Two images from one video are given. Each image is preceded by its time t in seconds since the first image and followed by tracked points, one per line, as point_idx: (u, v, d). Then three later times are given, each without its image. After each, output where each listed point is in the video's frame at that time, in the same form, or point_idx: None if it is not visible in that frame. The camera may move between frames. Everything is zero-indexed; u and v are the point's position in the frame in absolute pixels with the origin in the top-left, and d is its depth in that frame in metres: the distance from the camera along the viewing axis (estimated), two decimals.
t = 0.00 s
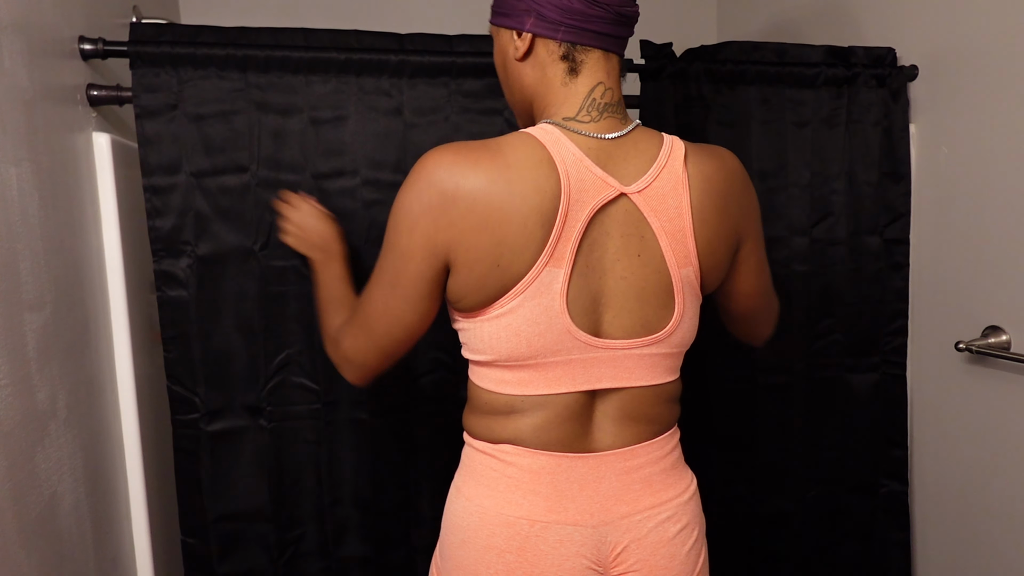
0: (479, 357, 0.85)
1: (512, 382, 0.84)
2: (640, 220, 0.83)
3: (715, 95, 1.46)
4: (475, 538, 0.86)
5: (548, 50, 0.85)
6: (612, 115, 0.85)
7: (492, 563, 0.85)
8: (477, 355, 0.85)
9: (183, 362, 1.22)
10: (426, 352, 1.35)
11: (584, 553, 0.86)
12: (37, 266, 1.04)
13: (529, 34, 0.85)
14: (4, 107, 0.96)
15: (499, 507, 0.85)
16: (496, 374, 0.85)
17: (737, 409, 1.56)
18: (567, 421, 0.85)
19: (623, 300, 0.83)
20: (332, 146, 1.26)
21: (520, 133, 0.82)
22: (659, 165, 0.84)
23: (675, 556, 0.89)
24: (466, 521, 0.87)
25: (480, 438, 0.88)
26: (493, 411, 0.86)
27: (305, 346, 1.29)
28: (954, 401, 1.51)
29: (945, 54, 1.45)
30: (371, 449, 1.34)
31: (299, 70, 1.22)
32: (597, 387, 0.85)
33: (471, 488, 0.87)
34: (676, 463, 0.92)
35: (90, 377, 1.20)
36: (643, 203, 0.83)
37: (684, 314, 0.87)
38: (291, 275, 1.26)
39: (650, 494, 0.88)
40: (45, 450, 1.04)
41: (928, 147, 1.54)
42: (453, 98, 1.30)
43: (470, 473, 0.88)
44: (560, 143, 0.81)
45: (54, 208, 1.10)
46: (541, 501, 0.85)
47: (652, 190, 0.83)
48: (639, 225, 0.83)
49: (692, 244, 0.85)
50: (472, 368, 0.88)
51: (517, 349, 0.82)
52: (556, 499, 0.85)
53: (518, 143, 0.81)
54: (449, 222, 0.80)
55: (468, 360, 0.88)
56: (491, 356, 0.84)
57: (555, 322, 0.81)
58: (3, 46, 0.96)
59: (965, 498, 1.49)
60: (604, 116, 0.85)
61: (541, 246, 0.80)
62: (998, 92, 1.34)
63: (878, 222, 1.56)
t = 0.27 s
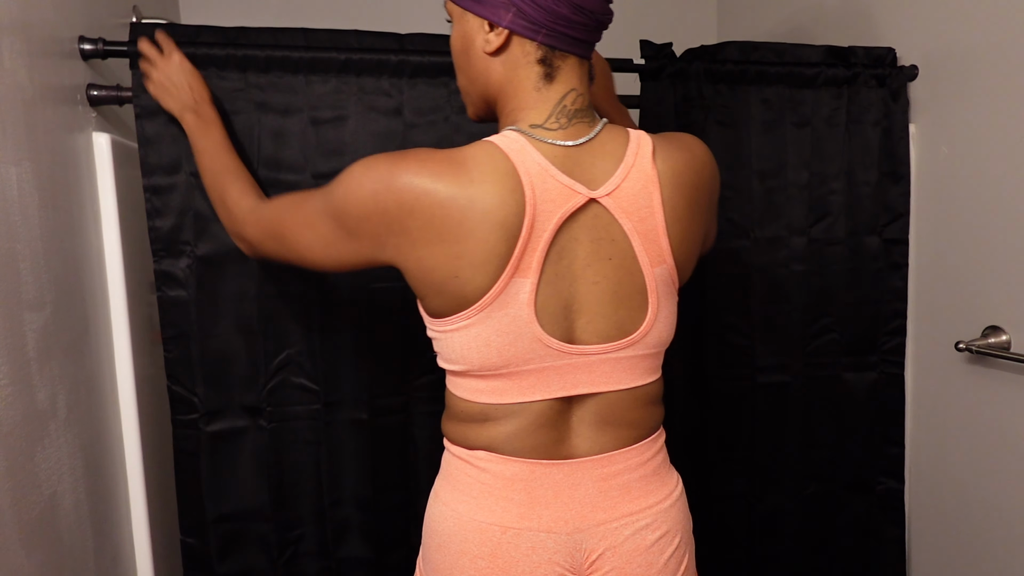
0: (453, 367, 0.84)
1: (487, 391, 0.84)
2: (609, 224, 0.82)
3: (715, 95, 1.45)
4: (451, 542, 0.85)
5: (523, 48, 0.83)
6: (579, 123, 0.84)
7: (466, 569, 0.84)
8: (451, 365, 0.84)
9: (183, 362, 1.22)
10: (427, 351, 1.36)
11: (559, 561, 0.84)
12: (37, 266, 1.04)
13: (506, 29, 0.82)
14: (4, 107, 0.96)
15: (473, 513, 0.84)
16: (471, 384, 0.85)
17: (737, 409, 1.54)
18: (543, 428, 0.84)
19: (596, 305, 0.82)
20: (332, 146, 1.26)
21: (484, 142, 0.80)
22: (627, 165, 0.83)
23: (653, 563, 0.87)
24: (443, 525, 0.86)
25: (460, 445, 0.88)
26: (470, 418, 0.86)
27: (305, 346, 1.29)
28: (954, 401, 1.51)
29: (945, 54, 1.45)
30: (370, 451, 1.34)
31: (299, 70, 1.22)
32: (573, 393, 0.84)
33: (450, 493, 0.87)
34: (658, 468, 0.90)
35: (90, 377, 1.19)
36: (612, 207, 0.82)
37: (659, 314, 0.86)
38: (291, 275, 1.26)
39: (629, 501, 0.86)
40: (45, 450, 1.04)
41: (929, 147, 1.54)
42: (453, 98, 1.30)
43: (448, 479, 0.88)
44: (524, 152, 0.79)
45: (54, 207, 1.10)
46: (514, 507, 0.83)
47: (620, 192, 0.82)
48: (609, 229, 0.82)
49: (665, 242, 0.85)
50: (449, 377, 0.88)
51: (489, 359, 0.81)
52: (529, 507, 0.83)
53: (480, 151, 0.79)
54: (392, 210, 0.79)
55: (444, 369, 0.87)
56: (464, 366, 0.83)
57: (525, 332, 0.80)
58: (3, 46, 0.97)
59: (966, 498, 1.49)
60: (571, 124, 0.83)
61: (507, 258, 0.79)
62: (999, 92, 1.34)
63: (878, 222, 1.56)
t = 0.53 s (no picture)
0: (422, 370, 0.86)
1: (457, 392, 0.85)
2: (562, 218, 0.83)
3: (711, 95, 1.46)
4: (428, 547, 0.86)
5: (471, 51, 0.84)
6: (527, 123, 0.85)
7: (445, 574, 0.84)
8: (420, 369, 0.86)
9: (179, 360, 1.23)
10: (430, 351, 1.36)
11: (538, 564, 0.84)
12: (36, 267, 1.04)
13: (454, 32, 0.83)
14: (3, 108, 0.97)
15: (450, 516, 0.84)
16: (442, 387, 0.86)
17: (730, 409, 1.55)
18: (517, 428, 0.85)
19: (557, 299, 0.83)
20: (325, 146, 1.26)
21: (433, 145, 0.82)
22: (575, 156, 0.84)
23: (637, 567, 0.86)
24: (421, 530, 0.87)
25: (439, 449, 0.89)
26: (443, 421, 0.88)
27: (302, 344, 1.29)
28: (954, 401, 1.52)
29: (945, 54, 1.46)
30: (368, 450, 1.34)
31: (291, 69, 1.23)
32: (544, 389, 0.84)
33: (428, 498, 0.88)
34: (643, 469, 0.90)
35: (89, 376, 1.20)
36: (564, 201, 0.83)
37: (624, 302, 0.87)
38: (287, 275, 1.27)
39: (611, 502, 0.86)
40: (45, 449, 1.05)
41: (928, 148, 1.54)
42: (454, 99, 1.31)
43: (428, 484, 0.88)
44: (471, 152, 0.80)
45: (53, 208, 1.11)
46: (490, 510, 0.83)
47: (570, 184, 0.83)
48: (563, 223, 0.83)
49: (622, 230, 0.86)
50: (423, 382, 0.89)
51: (453, 359, 0.83)
52: (505, 508, 0.84)
53: (428, 153, 0.81)
54: (341, 202, 0.80)
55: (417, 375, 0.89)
56: (431, 368, 0.85)
57: (484, 330, 0.81)
58: (3, 47, 0.97)
59: (966, 498, 1.50)
60: (518, 125, 0.85)
61: (458, 257, 0.80)
62: (999, 93, 1.34)
63: (876, 222, 1.56)
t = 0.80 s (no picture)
0: (403, 375, 0.86)
1: (440, 394, 0.84)
2: (539, 216, 0.83)
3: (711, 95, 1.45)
4: (411, 552, 0.85)
5: (441, 51, 0.84)
6: (501, 123, 0.84)
7: None
8: (400, 373, 0.85)
9: (149, 358, 1.22)
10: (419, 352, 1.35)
11: (522, 567, 0.83)
12: (37, 266, 1.03)
13: (424, 32, 0.83)
14: (3, 107, 0.96)
15: (433, 520, 0.83)
16: (424, 389, 0.85)
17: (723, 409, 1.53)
18: (500, 428, 0.84)
19: (537, 298, 0.82)
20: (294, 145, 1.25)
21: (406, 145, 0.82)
22: (550, 154, 0.83)
23: (623, 569, 0.85)
24: (404, 534, 0.86)
25: (422, 451, 0.88)
26: (425, 424, 0.87)
27: (267, 344, 1.28)
28: (954, 402, 1.50)
29: (945, 52, 1.45)
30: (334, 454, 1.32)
31: (260, 68, 1.22)
32: (527, 389, 0.83)
33: (411, 502, 0.87)
34: (628, 469, 0.89)
35: (90, 376, 1.18)
36: (540, 197, 0.82)
37: (604, 300, 0.86)
38: (261, 275, 1.27)
39: (596, 504, 0.85)
40: (46, 450, 1.04)
41: (929, 148, 1.53)
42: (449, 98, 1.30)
43: (411, 487, 0.87)
44: (444, 152, 0.80)
45: (55, 207, 1.10)
46: (473, 513, 0.82)
47: (546, 181, 0.83)
48: (540, 220, 0.83)
49: (599, 227, 0.85)
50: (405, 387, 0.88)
51: (434, 360, 0.82)
52: (488, 511, 0.82)
53: (401, 153, 0.80)
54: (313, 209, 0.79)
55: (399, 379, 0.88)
56: (412, 370, 0.84)
57: (463, 330, 0.80)
58: (3, 46, 0.96)
59: (966, 500, 1.49)
60: (490, 125, 0.84)
61: (434, 256, 0.80)
62: (1000, 91, 1.33)
63: (877, 221, 1.55)
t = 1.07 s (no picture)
0: (398, 382, 0.85)
1: (436, 400, 0.84)
2: (532, 218, 0.83)
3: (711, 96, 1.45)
4: (407, 557, 0.85)
5: (424, 50, 0.85)
6: (489, 121, 0.84)
7: None
8: (396, 380, 0.85)
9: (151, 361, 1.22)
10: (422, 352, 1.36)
11: (519, 570, 0.83)
12: (37, 265, 1.04)
13: (404, 33, 0.84)
14: (4, 107, 0.96)
15: (429, 525, 0.84)
16: (420, 396, 0.85)
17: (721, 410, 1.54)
18: (494, 431, 0.84)
19: (532, 300, 0.83)
20: (297, 145, 1.26)
21: (396, 150, 0.82)
22: (542, 157, 0.84)
23: (618, 568, 0.86)
24: (400, 539, 0.86)
25: (413, 456, 0.88)
26: (420, 429, 0.86)
27: (274, 346, 1.29)
28: (954, 402, 1.51)
29: (945, 53, 1.45)
30: (339, 450, 1.34)
31: (262, 69, 1.22)
32: (523, 392, 0.84)
33: (406, 507, 0.87)
34: (621, 469, 0.90)
35: (90, 376, 1.19)
36: (532, 200, 0.83)
37: (597, 302, 0.86)
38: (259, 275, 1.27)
39: (590, 504, 0.85)
40: (46, 449, 1.04)
41: (929, 148, 1.54)
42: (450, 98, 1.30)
43: (405, 493, 0.88)
44: (437, 154, 0.80)
45: (55, 206, 1.10)
46: (469, 517, 0.83)
47: (539, 184, 0.83)
48: (533, 222, 0.83)
49: (592, 230, 0.85)
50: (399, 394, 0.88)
51: (430, 366, 0.82)
52: (484, 515, 0.83)
53: (392, 159, 0.80)
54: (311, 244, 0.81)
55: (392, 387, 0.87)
56: (409, 377, 0.83)
57: (461, 334, 0.80)
58: (3, 46, 0.96)
59: (966, 499, 1.49)
60: (479, 123, 0.84)
61: (433, 260, 0.79)
62: (1000, 92, 1.33)
63: (877, 222, 1.56)
